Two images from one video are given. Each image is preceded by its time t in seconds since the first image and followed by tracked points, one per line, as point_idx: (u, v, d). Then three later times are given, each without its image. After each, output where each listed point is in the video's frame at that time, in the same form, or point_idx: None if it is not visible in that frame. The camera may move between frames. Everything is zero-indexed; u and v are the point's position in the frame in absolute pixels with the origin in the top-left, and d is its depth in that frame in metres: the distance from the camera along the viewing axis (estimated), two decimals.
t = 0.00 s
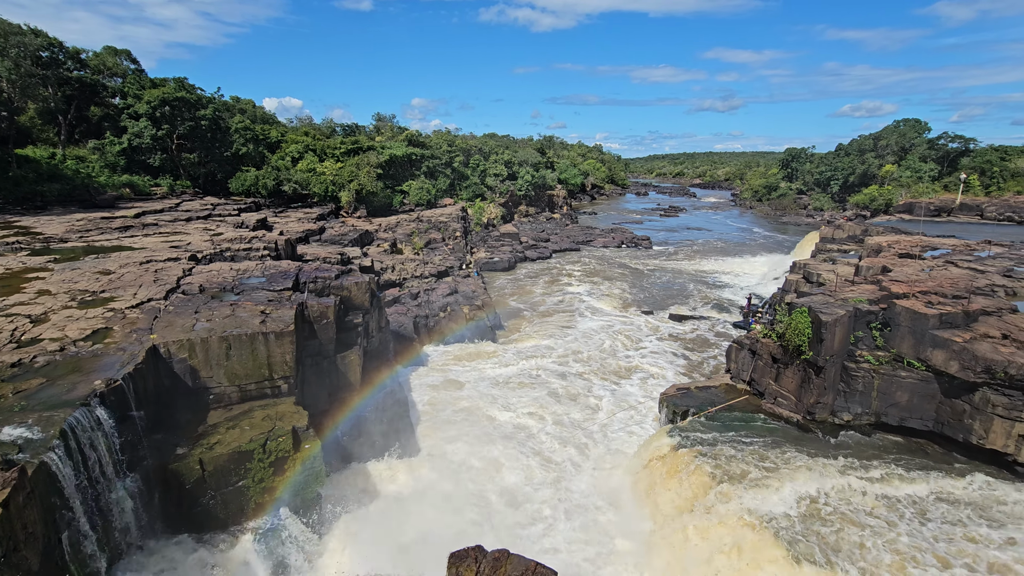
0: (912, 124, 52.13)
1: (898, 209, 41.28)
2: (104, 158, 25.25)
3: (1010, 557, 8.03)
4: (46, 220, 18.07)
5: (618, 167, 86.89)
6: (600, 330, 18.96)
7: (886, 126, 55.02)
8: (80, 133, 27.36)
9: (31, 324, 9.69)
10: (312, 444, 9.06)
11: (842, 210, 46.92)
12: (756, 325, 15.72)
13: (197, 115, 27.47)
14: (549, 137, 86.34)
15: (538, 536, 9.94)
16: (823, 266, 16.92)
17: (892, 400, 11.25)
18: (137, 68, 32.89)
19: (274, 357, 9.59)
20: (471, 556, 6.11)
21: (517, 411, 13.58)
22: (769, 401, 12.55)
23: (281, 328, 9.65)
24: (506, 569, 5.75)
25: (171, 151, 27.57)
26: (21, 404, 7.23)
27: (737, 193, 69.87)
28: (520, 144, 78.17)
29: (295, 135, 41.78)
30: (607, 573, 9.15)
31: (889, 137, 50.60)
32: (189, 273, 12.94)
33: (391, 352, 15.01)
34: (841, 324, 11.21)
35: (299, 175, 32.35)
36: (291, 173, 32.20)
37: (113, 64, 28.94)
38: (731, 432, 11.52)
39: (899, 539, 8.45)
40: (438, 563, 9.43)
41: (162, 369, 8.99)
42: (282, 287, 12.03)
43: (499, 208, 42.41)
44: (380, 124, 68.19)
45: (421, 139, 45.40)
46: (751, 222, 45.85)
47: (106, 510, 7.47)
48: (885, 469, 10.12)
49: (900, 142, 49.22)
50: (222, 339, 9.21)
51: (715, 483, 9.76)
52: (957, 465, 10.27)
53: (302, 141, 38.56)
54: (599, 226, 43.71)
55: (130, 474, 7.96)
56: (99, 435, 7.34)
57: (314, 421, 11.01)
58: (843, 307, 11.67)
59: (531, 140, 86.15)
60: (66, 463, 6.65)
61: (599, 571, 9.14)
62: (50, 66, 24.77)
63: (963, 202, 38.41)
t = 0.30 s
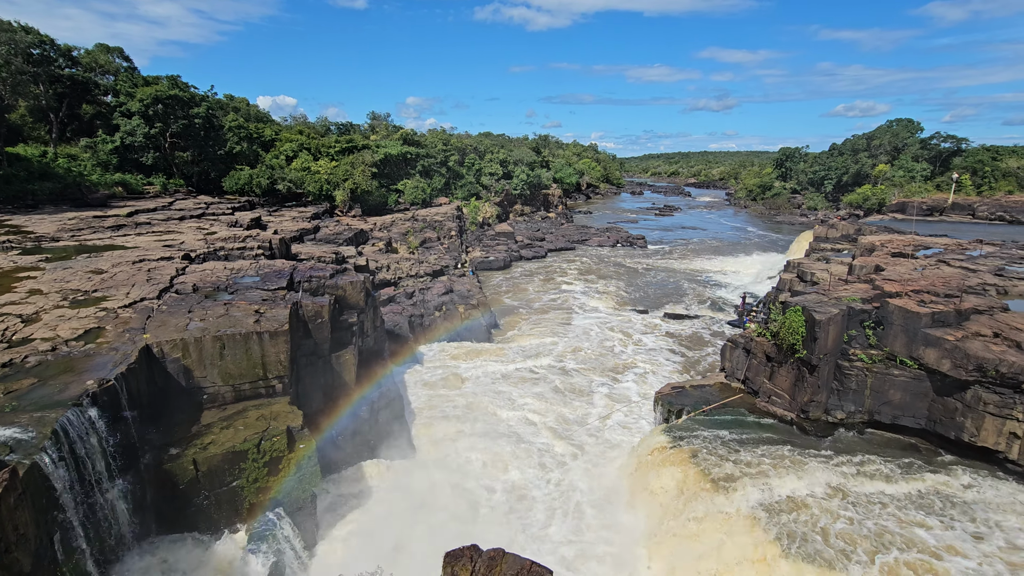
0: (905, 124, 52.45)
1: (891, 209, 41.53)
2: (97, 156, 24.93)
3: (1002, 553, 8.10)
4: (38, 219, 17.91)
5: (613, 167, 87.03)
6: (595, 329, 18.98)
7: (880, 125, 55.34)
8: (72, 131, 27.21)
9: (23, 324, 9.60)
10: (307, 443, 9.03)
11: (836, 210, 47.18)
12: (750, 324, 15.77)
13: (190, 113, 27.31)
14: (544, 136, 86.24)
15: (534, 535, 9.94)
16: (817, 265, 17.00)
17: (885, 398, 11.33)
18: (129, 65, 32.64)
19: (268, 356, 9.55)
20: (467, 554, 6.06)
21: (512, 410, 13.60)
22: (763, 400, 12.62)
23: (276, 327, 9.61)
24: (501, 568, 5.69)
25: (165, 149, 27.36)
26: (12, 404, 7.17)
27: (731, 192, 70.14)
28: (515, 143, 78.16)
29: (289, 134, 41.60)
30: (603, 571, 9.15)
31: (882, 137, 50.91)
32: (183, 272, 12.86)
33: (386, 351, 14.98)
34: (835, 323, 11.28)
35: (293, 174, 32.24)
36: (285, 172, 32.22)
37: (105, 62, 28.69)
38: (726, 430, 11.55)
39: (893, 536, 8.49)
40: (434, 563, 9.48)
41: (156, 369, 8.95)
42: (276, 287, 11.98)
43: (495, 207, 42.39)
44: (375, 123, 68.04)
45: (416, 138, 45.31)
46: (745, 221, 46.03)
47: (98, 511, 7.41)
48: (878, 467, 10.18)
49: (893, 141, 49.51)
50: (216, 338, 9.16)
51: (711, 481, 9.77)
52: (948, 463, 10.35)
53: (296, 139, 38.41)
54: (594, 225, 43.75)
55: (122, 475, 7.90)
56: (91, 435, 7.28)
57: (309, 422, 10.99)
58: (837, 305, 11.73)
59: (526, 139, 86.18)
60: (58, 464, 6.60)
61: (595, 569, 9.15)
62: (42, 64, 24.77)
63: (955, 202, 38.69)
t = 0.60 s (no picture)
0: (897, 123, 52.79)
1: (884, 208, 41.83)
2: (89, 155, 24.68)
3: (992, 549, 8.19)
4: (29, 218, 17.74)
5: (608, 165, 87.13)
6: (591, 327, 19.02)
7: (873, 125, 55.67)
8: (63, 129, 26.96)
9: (14, 324, 9.51)
10: (302, 443, 8.98)
11: (829, 208, 47.46)
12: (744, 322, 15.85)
13: (184, 111, 27.14)
14: (540, 135, 86.16)
15: (529, 534, 9.98)
16: (811, 263, 17.10)
17: (878, 396, 11.41)
18: (122, 63, 32.36)
19: (263, 356, 9.51)
20: (461, 554, 6.04)
21: (508, 409, 13.61)
22: (758, 398, 12.68)
23: (270, 326, 9.56)
24: (496, 567, 5.71)
25: (157, 147, 27.15)
26: (4, 404, 7.12)
27: (726, 191, 70.40)
28: (510, 141, 78.08)
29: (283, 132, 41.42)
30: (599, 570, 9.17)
31: (875, 136, 51.25)
32: (176, 271, 12.79)
33: (381, 350, 14.95)
34: (829, 321, 11.33)
35: (288, 172, 32.16)
36: (279, 170, 31.92)
37: (97, 59, 28.41)
38: (720, 428, 11.60)
39: (886, 533, 8.55)
40: (429, 562, 9.47)
41: (149, 369, 8.90)
42: (270, 286, 11.92)
43: (490, 206, 42.39)
44: (369, 121, 67.86)
45: (411, 136, 45.22)
46: (739, 220, 46.23)
47: (91, 512, 7.37)
48: (870, 464, 10.28)
49: (885, 141, 49.85)
50: (210, 338, 9.11)
51: (706, 479, 9.80)
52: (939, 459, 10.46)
53: (290, 138, 38.27)
54: (589, 224, 43.83)
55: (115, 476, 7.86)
56: (84, 436, 7.24)
57: (304, 421, 10.93)
58: (830, 304, 11.80)
59: (521, 138, 86.14)
60: (50, 465, 6.57)
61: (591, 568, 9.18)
62: (33, 61, 24.59)
63: (947, 201, 38.99)
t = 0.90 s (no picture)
0: (891, 123, 53.06)
1: (878, 207, 42.05)
2: (81, 153, 24.45)
3: (984, 545, 8.26)
4: (21, 217, 17.61)
5: (604, 164, 87.24)
6: (586, 326, 19.05)
7: (867, 125, 55.95)
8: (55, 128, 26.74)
9: (6, 324, 9.44)
10: (298, 443, 8.95)
11: (823, 207, 47.68)
12: (739, 321, 15.91)
13: (177, 110, 27.06)
14: (536, 134, 86.13)
15: (526, 532, 9.98)
16: (805, 262, 17.18)
17: (871, 394, 11.48)
18: (115, 61, 32.14)
19: (257, 356, 9.47)
20: (457, 553, 6.02)
21: (504, 408, 13.61)
22: (752, 396, 12.74)
23: (265, 326, 9.52)
24: (492, 567, 5.70)
25: (151, 146, 26.96)
26: None
27: (721, 190, 70.61)
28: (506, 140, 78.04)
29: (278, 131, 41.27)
30: (596, 568, 9.19)
31: (869, 136, 51.51)
32: (170, 270, 12.73)
33: (377, 349, 14.91)
34: (822, 320, 11.38)
35: (282, 171, 32.06)
36: (274, 169, 32.24)
37: (89, 57, 28.14)
38: (715, 426, 11.63)
39: (881, 530, 8.61)
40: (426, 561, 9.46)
41: (143, 369, 8.85)
42: (265, 285, 11.87)
43: (486, 205, 42.38)
44: (365, 119, 67.67)
45: (407, 135, 45.15)
46: (734, 219, 46.41)
47: (84, 513, 7.32)
48: (864, 461, 10.35)
49: (879, 141, 50.09)
50: (204, 338, 9.06)
51: (701, 478, 9.83)
52: (933, 456, 10.54)
53: (285, 136, 38.14)
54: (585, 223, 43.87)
55: (109, 476, 7.80)
56: (77, 436, 7.18)
57: (299, 420, 10.89)
58: (824, 303, 11.86)
59: (517, 137, 86.11)
60: (42, 465, 6.51)
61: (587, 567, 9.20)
62: (24, 59, 24.41)
63: (940, 200, 39.27)
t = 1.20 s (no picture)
0: (885, 123, 53.32)
1: (872, 207, 42.25)
2: (75, 152, 24.21)
3: (975, 542, 8.32)
4: (14, 216, 17.48)
5: (600, 164, 87.32)
6: (582, 326, 19.05)
7: (861, 125, 56.20)
8: (49, 127, 26.48)
9: None
10: (293, 443, 8.94)
11: (818, 207, 47.87)
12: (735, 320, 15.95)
13: (172, 108, 26.99)
14: (532, 133, 86.00)
15: (523, 532, 9.99)
16: (800, 261, 17.24)
17: (866, 393, 11.49)
18: (108, 59, 31.93)
19: (253, 355, 9.43)
20: (454, 552, 6.00)
21: (500, 407, 13.62)
22: (748, 395, 12.77)
23: (261, 325, 9.48)
24: (489, 566, 5.69)
25: (145, 145, 26.79)
26: None
27: (717, 190, 70.80)
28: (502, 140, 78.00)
29: (273, 130, 41.13)
30: (592, 567, 9.20)
31: (863, 136, 51.74)
32: (165, 270, 12.66)
33: (373, 349, 14.89)
34: (817, 319, 11.44)
35: (278, 171, 31.97)
36: (269, 168, 32.17)
37: (83, 56, 27.89)
38: (711, 425, 11.65)
39: (876, 528, 8.65)
40: (424, 561, 9.48)
41: (137, 369, 8.81)
42: (261, 285, 11.82)
43: (482, 204, 42.35)
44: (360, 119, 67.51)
45: (403, 134, 45.07)
46: (730, 219, 46.54)
47: (78, 514, 7.27)
48: (859, 460, 10.39)
49: (874, 140, 50.32)
50: (199, 337, 9.02)
51: (696, 476, 9.88)
52: (926, 455, 10.59)
53: (280, 135, 38.02)
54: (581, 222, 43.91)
55: (103, 477, 7.74)
56: (71, 437, 7.14)
57: (295, 420, 10.85)
58: (819, 302, 11.90)
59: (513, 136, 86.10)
60: (36, 466, 6.46)
61: (583, 566, 9.21)
62: (17, 57, 24.24)
63: (934, 200, 39.52)
